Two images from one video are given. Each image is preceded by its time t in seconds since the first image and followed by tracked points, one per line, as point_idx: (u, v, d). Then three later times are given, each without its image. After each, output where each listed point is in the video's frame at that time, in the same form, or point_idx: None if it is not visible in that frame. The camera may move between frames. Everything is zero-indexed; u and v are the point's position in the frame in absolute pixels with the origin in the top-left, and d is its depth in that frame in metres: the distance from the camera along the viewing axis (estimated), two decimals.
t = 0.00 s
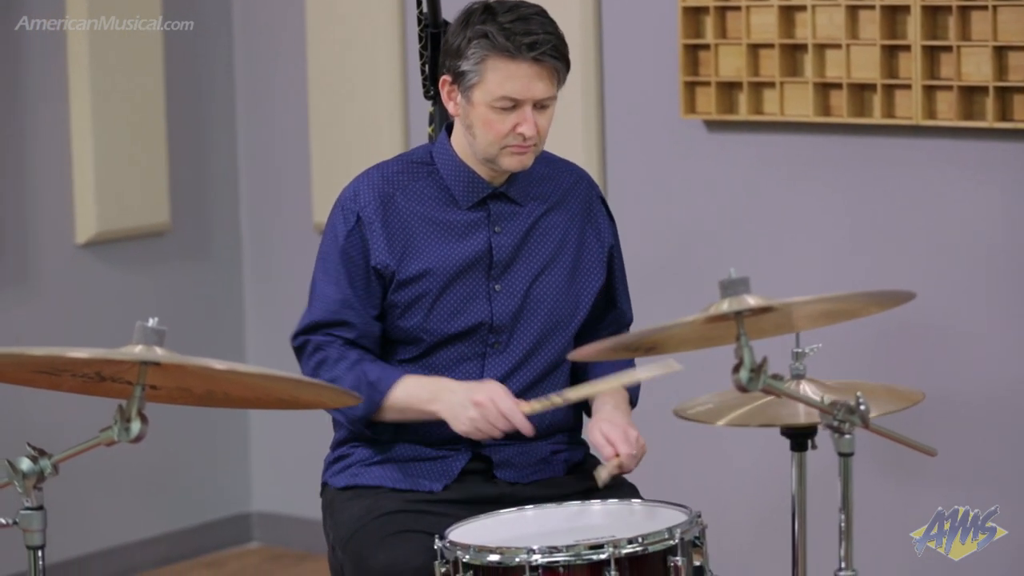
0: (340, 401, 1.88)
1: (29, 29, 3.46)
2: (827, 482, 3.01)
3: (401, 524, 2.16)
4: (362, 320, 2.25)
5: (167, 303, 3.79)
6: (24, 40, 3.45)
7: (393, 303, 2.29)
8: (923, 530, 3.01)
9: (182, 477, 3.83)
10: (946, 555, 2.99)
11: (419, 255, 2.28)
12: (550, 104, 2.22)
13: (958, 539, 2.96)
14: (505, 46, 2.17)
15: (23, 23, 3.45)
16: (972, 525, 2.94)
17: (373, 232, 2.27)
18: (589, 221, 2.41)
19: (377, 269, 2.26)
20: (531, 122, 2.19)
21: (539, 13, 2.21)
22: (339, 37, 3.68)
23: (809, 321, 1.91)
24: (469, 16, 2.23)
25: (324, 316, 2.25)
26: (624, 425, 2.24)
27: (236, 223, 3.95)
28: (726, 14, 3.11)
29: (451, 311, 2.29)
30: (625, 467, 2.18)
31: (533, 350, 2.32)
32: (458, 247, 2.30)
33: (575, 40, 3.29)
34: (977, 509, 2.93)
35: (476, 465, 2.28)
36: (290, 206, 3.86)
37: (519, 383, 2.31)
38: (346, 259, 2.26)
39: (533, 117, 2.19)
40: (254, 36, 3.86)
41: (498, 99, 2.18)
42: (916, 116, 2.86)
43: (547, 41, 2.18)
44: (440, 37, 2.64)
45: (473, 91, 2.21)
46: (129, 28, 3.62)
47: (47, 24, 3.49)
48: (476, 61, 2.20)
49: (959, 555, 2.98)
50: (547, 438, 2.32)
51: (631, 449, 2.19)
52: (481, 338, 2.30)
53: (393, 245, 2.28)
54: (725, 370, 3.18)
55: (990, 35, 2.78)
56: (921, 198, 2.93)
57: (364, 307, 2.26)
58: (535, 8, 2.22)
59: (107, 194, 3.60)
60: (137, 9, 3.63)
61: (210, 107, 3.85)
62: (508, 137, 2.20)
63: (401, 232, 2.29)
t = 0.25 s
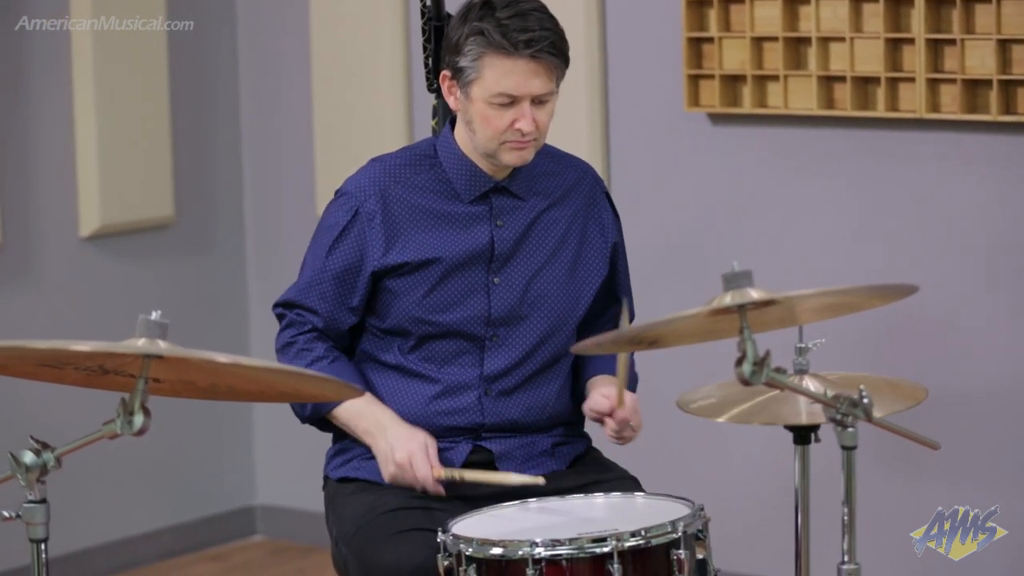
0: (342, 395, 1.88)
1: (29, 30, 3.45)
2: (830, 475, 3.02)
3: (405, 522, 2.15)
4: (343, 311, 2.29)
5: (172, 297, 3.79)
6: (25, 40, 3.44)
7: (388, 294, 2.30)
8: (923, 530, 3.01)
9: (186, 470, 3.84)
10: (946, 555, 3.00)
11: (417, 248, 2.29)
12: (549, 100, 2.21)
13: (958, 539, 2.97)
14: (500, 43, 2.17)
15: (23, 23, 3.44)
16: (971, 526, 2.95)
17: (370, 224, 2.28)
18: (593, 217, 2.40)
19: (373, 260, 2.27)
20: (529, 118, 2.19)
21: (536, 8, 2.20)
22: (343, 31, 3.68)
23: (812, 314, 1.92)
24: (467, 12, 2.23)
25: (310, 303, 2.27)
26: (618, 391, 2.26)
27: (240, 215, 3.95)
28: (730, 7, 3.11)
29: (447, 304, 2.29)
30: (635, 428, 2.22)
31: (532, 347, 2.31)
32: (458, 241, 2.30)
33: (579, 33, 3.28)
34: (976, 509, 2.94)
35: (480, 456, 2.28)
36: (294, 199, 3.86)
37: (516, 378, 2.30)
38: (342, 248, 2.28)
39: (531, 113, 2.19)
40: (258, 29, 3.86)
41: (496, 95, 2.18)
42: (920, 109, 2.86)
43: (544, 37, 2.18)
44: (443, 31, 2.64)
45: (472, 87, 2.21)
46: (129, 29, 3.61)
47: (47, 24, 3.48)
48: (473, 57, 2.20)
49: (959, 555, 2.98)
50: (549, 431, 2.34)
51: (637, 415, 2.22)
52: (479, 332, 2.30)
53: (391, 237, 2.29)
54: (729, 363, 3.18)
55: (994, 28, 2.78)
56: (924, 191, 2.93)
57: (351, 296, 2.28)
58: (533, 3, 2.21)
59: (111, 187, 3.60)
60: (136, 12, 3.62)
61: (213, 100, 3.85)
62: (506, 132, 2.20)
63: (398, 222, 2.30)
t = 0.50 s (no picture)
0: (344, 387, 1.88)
1: (28, 30, 3.44)
2: (833, 468, 3.02)
3: (403, 517, 2.16)
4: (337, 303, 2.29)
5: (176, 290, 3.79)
6: (24, 40, 3.43)
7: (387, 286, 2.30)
8: (923, 530, 2.99)
9: (189, 462, 3.84)
10: (946, 555, 2.98)
11: (416, 240, 2.29)
12: (552, 91, 2.21)
13: (958, 539, 2.95)
14: (505, 34, 2.17)
15: (23, 23, 3.43)
16: (971, 525, 2.94)
17: (369, 215, 2.29)
18: (593, 209, 2.40)
19: (372, 252, 2.28)
20: (532, 109, 2.19)
21: None
22: (346, 24, 3.68)
23: (815, 307, 1.91)
24: (469, 4, 2.23)
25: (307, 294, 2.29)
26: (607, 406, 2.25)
27: (243, 208, 3.95)
28: None
29: (446, 296, 2.29)
30: (600, 439, 2.20)
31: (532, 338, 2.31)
32: (457, 233, 2.30)
33: (582, 25, 3.28)
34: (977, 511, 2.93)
35: (481, 450, 2.28)
36: (297, 191, 3.86)
37: (516, 370, 2.30)
38: (341, 239, 2.29)
39: (534, 105, 2.19)
40: (261, 22, 3.86)
41: (498, 86, 2.18)
42: (923, 102, 2.86)
43: (547, 29, 2.17)
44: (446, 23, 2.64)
45: (474, 79, 2.21)
46: (129, 29, 3.60)
47: (47, 24, 3.48)
48: (476, 49, 2.20)
49: (959, 555, 2.97)
50: (550, 423, 2.33)
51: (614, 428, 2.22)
52: (479, 324, 2.30)
53: (390, 228, 2.30)
54: (732, 355, 3.18)
55: (997, 20, 2.78)
56: (928, 184, 2.93)
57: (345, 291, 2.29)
58: None
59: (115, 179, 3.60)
60: (137, 9, 3.62)
61: (216, 93, 3.85)
62: (510, 124, 2.20)
63: (397, 215, 2.30)
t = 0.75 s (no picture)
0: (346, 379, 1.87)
1: (29, 30, 3.43)
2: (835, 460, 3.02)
3: (407, 492, 2.17)
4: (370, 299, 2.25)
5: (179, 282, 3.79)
6: (23, 41, 3.43)
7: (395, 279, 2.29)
8: (923, 530, 3.02)
9: (193, 454, 3.85)
10: (946, 555, 3.02)
11: (421, 232, 2.28)
12: (552, 77, 2.21)
13: (959, 539, 2.98)
14: (505, 19, 2.17)
15: (23, 23, 3.42)
16: (971, 525, 2.96)
17: (375, 208, 2.28)
18: (593, 196, 2.40)
19: (379, 247, 2.27)
20: (532, 95, 2.18)
21: None
22: (349, 16, 3.68)
23: (817, 299, 1.91)
24: None
25: (333, 295, 2.24)
26: (612, 418, 2.25)
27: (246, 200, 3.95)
28: None
29: (452, 287, 2.29)
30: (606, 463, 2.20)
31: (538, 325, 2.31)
32: (460, 225, 2.30)
33: (585, 16, 3.28)
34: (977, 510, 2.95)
35: (482, 441, 2.29)
36: (299, 183, 3.86)
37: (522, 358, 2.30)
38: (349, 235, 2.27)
39: (534, 90, 2.19)
40: (264, 14, 3.86)
41: (498, 71, 2.18)
42: (926, 93, 2.86)
43: (548, 14, 2.17)
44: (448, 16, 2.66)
45: (474, 65, 2.20)
46: (129, 28, 3.60)
47: (48, 24, 3.47)
48: (476, 34, 2.19)
49: (959, 555, 3.00)
50: (552, 415, 2.32)
51: (616, 447, 2.21)
52: (484, 313, 2.30)
53: (396, 221, 2.28)
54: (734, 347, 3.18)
55: (1000, 12, 2.77)
56: (931, 176, 2.93)
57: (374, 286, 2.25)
58: None
59: (118, 171, 3.60)
60: (138, 9, 3.61)
61: (219, 85, 3.85)
62: (510, 110, 2.19)
63: (402, 208, 2.29)
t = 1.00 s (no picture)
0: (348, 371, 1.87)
1: (29, 30, 3.43)
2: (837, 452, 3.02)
3: (411, 493, 2.13)
4: (381, 288, 2.21)
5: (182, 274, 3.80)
6: (23, 41, 3.42)
7: (405, 270, 2.27)
8: (923, 530, 3.02)
9: (196, 446, 3.85)
10: (946, 554, 3.02)
11: (430, 223, 2.27)
12: (552, 70, 2.21)
13: (958, 539, 2.99)
14: (504, 13, 2.16)
15: (23, 23, 3.42)
16: (971, 525, 2.96)
17: (385, 198, 2.25)
18: (595, 187, 2.40)
19: (388, 237, 2.25)
20: (532, 88, 2.18)
21: None
22: (352, 8, 3.68)
23: (820, 291, 1.91)
24: None
25: (343, 284, 2.21)
26: (626, 385, 2.23)
27: (250, 192, 3.95)
28: None
29: (460, 278, 2.27)
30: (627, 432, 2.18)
31: (545, 317, 2.31)
32: (468, 216, 2.28)
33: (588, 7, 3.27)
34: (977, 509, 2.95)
35: (486, 432, 2.25)
36: (302, 175, 3.86)
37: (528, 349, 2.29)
38: (360, 225, 2.24)
39: (534, 84, 2.19)
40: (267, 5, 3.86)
41: (498, 65, 2.18)
42: (929, 85, 2.85)
43: (547, 7, 2.17)
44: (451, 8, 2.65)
45: (474, 58, 2.20)
46: (129, 28, 3.59)
47: (48, 24, 3.47)
48: (476, 28, 2.19)
49: (959, 555, 3.00)
50: (556, 407, 2.30)
51: (634, 414, 2.19)
52: (491, 305, 2.29)
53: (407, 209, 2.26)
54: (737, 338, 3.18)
55: (1004, 4, 2.77)
56: (934, 168, 2.92)
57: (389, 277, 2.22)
58: None
59: (121, 163, 3.60)
60: (138, 8, 3.60)
61: (222, 77, 3.85)
62: (510, 104, 2.19)
63: (411, 198, 2.27)
